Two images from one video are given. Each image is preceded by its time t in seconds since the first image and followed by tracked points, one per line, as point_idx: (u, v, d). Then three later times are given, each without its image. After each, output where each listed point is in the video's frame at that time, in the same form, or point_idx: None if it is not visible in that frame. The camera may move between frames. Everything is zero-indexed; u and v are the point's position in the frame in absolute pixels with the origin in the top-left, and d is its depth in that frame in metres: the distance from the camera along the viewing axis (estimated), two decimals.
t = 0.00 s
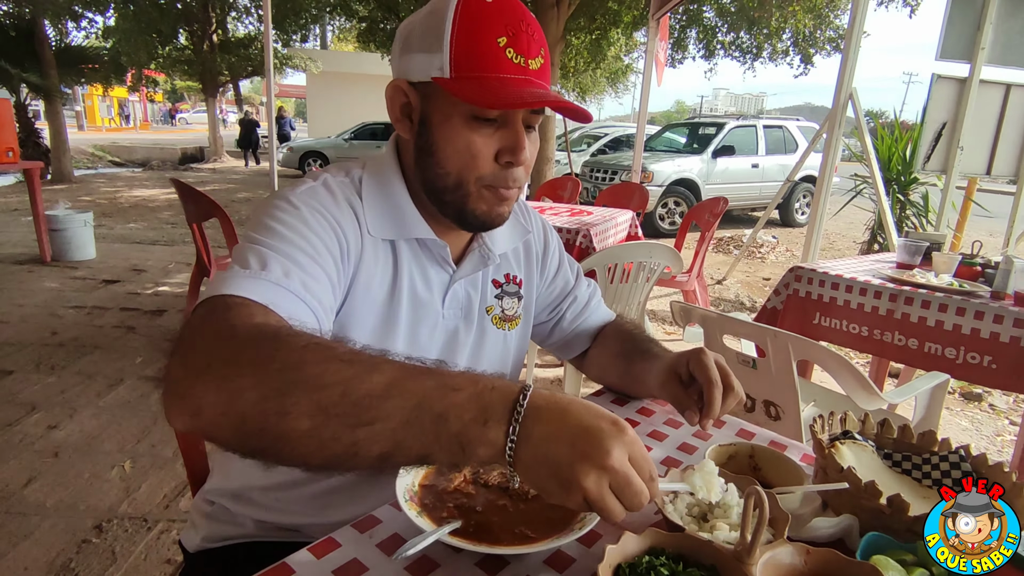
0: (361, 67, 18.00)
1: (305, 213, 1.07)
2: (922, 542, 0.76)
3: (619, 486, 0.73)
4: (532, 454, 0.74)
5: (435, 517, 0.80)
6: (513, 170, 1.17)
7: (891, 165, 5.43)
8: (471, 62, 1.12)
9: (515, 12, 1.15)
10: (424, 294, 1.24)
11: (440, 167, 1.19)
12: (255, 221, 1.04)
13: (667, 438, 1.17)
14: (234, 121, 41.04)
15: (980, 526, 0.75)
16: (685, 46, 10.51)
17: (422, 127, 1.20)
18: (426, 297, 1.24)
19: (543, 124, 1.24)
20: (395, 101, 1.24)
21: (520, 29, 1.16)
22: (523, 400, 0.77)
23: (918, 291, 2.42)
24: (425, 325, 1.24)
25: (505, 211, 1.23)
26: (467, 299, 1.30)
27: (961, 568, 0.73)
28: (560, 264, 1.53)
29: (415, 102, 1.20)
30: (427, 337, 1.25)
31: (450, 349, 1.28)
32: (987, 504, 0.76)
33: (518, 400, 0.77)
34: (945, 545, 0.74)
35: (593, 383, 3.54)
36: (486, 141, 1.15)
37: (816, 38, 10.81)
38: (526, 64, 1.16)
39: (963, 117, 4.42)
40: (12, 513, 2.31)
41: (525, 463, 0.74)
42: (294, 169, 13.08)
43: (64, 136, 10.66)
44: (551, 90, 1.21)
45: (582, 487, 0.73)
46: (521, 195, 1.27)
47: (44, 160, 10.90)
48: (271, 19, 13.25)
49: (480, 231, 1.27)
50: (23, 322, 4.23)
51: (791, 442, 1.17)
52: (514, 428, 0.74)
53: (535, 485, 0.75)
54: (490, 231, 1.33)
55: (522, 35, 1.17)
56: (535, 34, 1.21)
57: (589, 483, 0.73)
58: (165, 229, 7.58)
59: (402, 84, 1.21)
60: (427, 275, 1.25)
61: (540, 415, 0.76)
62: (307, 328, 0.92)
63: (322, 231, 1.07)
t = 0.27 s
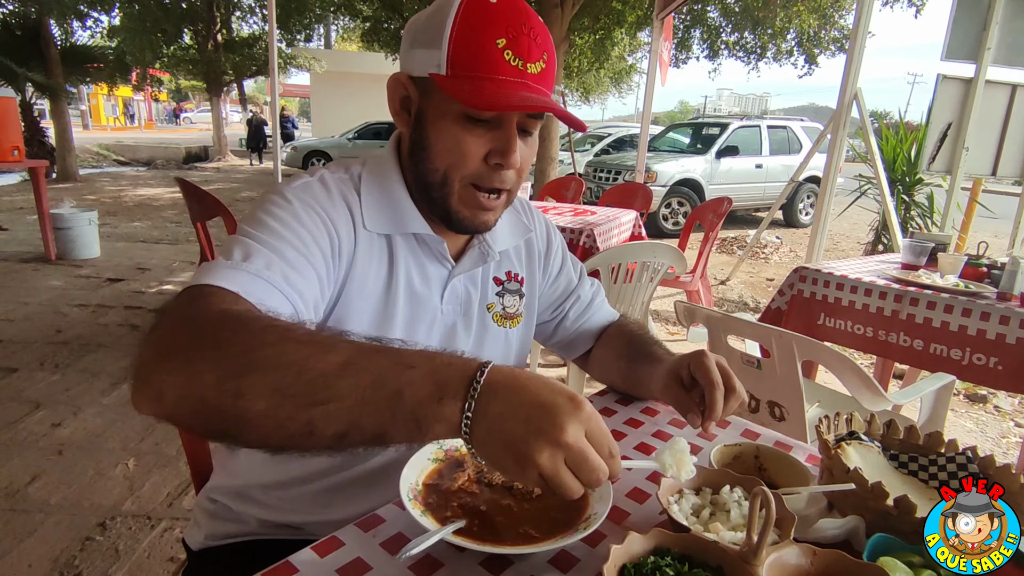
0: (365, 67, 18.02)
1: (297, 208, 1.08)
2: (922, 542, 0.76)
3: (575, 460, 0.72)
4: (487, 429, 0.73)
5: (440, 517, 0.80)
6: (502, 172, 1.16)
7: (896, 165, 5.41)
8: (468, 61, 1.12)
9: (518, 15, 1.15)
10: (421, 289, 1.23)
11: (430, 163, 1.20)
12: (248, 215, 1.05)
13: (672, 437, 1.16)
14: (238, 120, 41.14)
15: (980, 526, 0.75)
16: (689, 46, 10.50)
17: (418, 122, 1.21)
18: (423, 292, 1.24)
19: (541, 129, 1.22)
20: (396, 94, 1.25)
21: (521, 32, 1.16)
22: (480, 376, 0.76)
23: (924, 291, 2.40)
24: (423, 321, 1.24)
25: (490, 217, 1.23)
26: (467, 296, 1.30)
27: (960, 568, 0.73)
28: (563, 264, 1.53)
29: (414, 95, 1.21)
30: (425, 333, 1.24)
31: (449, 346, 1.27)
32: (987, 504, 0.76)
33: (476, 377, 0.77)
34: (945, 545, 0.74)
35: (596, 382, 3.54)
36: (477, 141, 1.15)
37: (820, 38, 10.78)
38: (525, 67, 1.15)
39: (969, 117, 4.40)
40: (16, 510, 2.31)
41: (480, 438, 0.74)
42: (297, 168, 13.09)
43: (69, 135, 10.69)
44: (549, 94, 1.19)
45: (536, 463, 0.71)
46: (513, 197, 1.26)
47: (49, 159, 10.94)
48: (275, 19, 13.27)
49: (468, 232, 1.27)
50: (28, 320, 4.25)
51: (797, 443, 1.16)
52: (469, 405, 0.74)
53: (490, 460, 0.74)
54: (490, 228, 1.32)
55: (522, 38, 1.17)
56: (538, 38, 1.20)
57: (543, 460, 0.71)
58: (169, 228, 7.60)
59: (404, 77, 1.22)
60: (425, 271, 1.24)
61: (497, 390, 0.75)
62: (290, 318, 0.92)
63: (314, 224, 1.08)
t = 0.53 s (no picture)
0: (368, 66, 18.03)
1: (270, 201, 1.11)
2: (923, 542, 0.76)
3: (447, 432, 0.73)
4: (365, 398, 0.76)
5: (441, 517, 0.80)
6: (491, 169, 1.15)
7: (900, 165, 5.39)
8: (460, 58, 1.12)
9: (512, 14, 1.15)
10: (409, 283, 1.23)
11: (422, 158, 1.19)
12: (225, 209, 1.09)
13: (675, 437, 1.16)
14: (241, 119, 41.22)
15: (980, 526, 0.75)
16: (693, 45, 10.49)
17: (411, 117, 1.21)
18: (411, 286, 1.23)
19: (534, 129, 1.22)
20: (392, 88, 1.25)
21: (515, 30, 1.16)
22: (368, 348, 0.79)
23: (929, 291, 2.39)
24: (412, 315, 1.23)
25: (481, 211, 1.21)
26: (461, 291, 1.29)
27: (960, 568, 0.73)
28: (563, 262, 1.52)
29: (408, 91, 1.21)
30: (416, 328, 1.24)
31: (443, 342, 1.26)
32: (987, 504, 0.75)
33: (364, 347, 0.79)
34: (945, 545, 0.74)
35: (597, 381, 3.53)
36: (467, 138, 1.14)
37: (824, 37, 10.75)
38: (517, 65, 1.15)
39: (974, 117, 4.38)
40: (19, 507, 2.32)
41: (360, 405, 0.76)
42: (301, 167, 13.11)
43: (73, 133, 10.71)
44: (541, 94, 1.19)
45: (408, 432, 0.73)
46: (506, 193, 1.24)
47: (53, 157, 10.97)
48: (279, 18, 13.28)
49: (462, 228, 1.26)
50: (31, 317, 4.26)
51: (801, 443, 1.15)
52: (353, 374, 0.77)
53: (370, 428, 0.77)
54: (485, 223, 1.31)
55: (516, 37, 1.16)
56: (533, 37, 1.19)
57: (415, 428, 0.73)
58: (173, 226, 7.61)
59: (399, 72, 1.22)
60: (417, 264, 1.24)
61: (381, 360, 0.77)
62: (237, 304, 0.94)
63: (284, 216, 1.10)
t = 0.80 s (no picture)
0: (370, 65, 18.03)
1: (256, 200, 1.12)
2: (923, 541, 0.76)
3: (388, 418, 0.73)
4: (314, 387, 0.77)
5: (439, 515, 0.80)
6: (478, 163, 1.15)
7: (902, 164, 5.38)
8: (444, 54, 1.13)
9: (496, 8, 1.14)
10: (401, 278, 1.22)
11: (410, 152, 1.19)
12: (213, 209, 1.11)
13: (675, 436, 1.16)
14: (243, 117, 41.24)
15: (980, 526, 0.74)
16: (695, 43, 10.51)
17: (400, 113, 1.21)
18: (403, 281, 1.23)
19: (522, 123, 1.21)
20: (381, 85, 1.25)
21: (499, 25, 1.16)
22: (325, 343, 0.80)
23: (931, 291, 2.39)
24: (403, 310, 1.22)
25: (470, 205, 1.20)
26: (454, 286, 1.28)
27: (960, 568, 0.73)
28: (560, 260, 1.52)
29: (397, 87, 1.22)
30: (409, 323, 1.23)
31: (437, 336, 1.26)
32: (988, 504, 0.75)
33: (320, 343, 0.81)
34: (945, 545, 0.73)
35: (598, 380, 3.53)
36: (453, 132, 1.14)
37: (827, 36, 10.74)
38: (501, 60, 1.15)
39: (977, 116, 4.37)
40: (21, 505, 2.32)
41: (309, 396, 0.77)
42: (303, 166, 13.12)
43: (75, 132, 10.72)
44: (527, 88, 1.18)
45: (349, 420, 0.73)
46: (495, 187, 1.24)
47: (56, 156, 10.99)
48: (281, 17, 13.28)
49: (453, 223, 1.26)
50: (33, 315, 4.27)
51: (802, 441, 1.15)
52: (307, 362, 0.78)
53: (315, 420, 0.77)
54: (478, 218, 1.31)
55: (500, 31, 1.16)
56: (518, 31, 1.19)
57: (357, 415, 0.73)
58: (174, 225, 7.62)
59: (388, 69, 1.22)
60: (409, 259, 1.24)
61: (334, 351, 0.78)
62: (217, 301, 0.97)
63: (270, 214, 1.11)
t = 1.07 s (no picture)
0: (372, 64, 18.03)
1: (255, 198, 1.12)
2: (923, 541, 0.76)
3: (377, 409, 0.73)
4: (305, 381, 0.77)
5: (436, 514, 0.80)
6: (474, 157, 1.16)
7: (904, 163, 5.36)
8: (439, 48, 1.12)
9: (490, 4, 1.14)
10: (399, 274, 1.22)
11: (406, 148, 1.19)
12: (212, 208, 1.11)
13: (675, 434, 1.15)
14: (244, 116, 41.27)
15: (980, 526, 0.74)
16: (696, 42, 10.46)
17: (396, 109, 1.22)
18: (402, 277, 1.22)
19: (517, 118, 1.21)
20: (378, 82, 1.25)
21: (492, 20, 1.15)
22: (315, 339, 0.80)
23: (932, 290, 2.38)
24: (401, 306, 1.22)
25: (467, 200, 1.20)
26: (452, 282, 1.28)
27: (960, 568, 0.72)
28: (558, 258, 1.51)
29: (394, 84, 1.22)
30: (407, 319, 1.23)
31: (435, 333, 1.25)
32: (988, 504, 0.75)
33: (310, 338, 0.81)
34: (945, 545, 0.73)
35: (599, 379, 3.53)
36: (448, 127, 1.15)
37: (829, 35, 10.72)
38: (495, 55, 1.14)
39: (979, 114, 4.35)
40: (22, 503, 2.33)
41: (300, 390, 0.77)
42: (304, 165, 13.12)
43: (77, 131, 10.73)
44: (522, 83, 1.18)
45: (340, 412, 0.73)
46: (491, 183, 1.24)
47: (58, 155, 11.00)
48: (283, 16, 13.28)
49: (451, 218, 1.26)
50: (35, 314, 4.28)
51: (801, 440, 1.15)
52: (297, 359, 0.78)
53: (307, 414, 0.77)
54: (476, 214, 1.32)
55: (494, 27, 1.16)
56: (511, 27, 1.19)
57: (348, 408, 0.73)
58: (176, 223, 7.63)
59: (384, 66, 1.23)
60: (407, 255, 1.23)
61: (324, 345, 0.78)
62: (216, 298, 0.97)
63: (268, 211, 1.11)
